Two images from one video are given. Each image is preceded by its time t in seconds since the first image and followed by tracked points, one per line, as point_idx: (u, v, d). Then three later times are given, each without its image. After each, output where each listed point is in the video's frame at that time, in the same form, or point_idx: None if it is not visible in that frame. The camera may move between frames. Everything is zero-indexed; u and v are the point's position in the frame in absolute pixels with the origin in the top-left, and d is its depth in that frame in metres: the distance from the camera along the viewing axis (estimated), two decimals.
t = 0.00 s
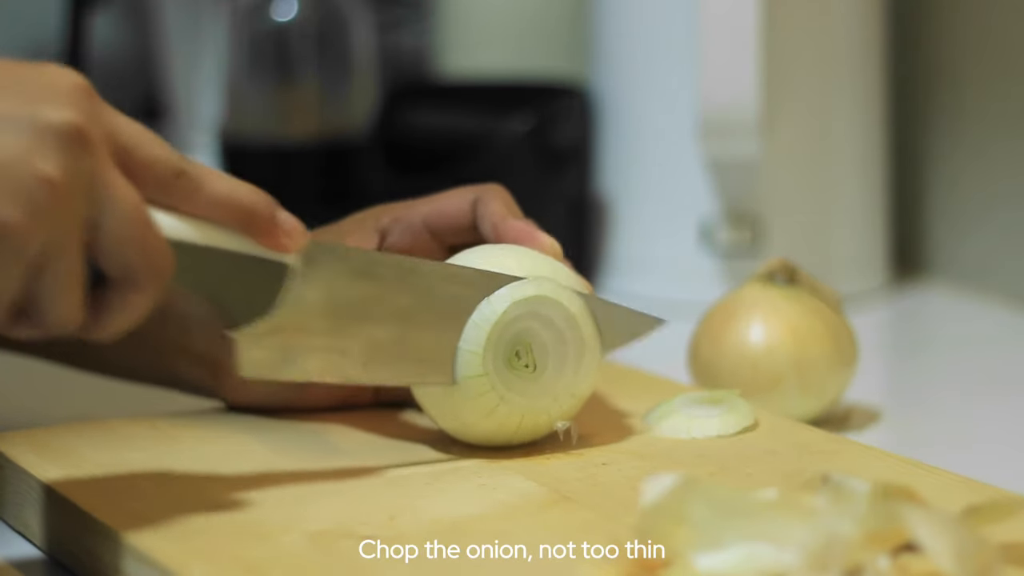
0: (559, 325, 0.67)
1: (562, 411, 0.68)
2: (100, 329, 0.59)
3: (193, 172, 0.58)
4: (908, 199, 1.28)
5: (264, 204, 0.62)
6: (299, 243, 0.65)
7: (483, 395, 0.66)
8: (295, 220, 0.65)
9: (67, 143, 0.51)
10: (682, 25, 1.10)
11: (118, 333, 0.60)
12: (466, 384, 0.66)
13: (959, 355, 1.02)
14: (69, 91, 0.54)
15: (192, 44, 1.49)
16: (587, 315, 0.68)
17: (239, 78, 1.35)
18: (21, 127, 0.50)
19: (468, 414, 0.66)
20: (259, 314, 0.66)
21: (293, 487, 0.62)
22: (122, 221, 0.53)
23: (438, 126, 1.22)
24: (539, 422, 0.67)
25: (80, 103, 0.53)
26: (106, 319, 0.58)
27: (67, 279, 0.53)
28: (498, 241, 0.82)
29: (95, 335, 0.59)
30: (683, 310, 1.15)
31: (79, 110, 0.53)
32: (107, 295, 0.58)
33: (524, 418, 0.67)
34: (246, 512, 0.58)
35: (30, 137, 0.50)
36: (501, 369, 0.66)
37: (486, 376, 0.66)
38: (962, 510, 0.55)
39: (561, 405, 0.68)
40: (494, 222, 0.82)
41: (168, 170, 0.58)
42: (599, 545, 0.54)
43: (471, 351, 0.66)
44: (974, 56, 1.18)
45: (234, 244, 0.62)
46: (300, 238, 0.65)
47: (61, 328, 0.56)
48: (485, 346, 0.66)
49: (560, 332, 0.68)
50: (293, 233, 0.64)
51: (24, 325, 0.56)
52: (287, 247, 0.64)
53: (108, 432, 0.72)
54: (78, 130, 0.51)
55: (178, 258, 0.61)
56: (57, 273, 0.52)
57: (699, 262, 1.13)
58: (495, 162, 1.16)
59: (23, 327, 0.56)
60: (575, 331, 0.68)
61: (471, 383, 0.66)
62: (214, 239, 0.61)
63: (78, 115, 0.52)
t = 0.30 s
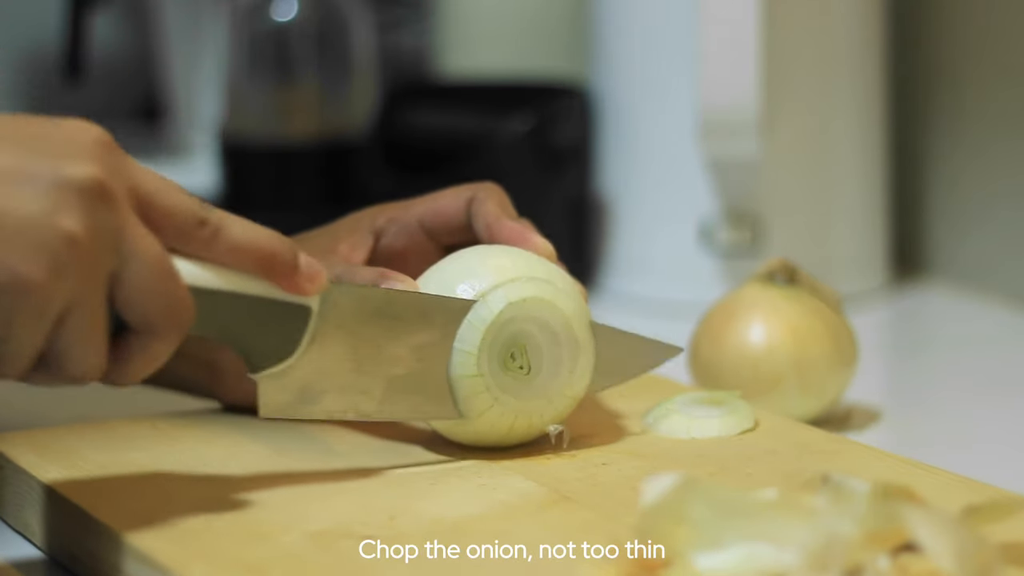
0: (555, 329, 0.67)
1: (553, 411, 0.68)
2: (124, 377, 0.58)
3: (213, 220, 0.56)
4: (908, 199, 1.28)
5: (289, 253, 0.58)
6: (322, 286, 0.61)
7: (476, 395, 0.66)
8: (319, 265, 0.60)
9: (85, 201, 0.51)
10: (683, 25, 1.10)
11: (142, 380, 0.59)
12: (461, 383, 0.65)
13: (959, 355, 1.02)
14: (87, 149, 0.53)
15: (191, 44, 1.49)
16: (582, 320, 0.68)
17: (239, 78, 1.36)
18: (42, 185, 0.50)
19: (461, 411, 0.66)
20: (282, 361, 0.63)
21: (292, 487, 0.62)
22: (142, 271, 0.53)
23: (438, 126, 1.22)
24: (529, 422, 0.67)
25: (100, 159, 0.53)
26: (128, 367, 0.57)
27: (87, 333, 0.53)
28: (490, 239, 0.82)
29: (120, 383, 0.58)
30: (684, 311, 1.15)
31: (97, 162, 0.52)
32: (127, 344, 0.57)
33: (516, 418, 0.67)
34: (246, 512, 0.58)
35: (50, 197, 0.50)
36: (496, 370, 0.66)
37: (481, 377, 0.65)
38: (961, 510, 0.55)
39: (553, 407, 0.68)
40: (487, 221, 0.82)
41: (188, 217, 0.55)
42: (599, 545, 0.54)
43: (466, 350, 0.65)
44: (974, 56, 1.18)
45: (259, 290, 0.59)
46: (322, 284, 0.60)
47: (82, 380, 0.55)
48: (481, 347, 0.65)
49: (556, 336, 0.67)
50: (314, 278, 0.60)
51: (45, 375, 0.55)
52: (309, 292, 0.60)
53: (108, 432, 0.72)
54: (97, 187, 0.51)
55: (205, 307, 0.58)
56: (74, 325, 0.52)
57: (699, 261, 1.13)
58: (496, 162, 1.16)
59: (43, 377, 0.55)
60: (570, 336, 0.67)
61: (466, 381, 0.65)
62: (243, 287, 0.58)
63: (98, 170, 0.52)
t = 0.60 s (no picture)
0: (582, 347, 0.67)
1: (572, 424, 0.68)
2: (121, 366, 0.55)
3: (231, 220, 0.54)
4: (908, 199, 1.28)
5: (301, 261, 0.57)
6: (330, 298, 0.60)
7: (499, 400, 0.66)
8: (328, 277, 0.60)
9: (115, 177, 0.48)
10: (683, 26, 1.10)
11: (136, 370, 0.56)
12: (487, 385, 0.65)
13: (960, 355, 1.02)
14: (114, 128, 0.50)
15: (191, 45, 1.50)
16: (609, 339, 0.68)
17: (239, 77, 1.36)
18: (71, 160, 0.47)
19: (479, 412, 0.66)
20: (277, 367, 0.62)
21: (292, 488, 0.62)
22: (162, 257, 0.51)
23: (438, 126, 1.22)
24: (546, 434, 0.67)
25: (130, 142, 0.50)
26: (133, 355, 0.55)
27: (98, 311, 0.50)
28: (486, 239, 0.82)
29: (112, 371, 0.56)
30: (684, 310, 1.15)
31: (128, 146, 0.50)
32: (132, 332, 0.54)
33: (534, 426, 0.67)
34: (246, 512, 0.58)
35: (79, 169, 0.47)
36: (520, 379, 0.66)
37: (504, 383, 0.65)
38: (961, 510, 0.55)
39: (571, 422, 0.68)
40: (481, 221, 0.82)
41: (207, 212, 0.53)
42: (599, 545, 0.54)
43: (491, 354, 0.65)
44: (974, 56, 1.18)
45: (264, 295, 0.58)
46: (330, 296, 0.60)
47: (80, 360, 0.52)
48: (507, 352, 0.65)
49: (583, 356, 0.67)
50: (323, 289, 0.59)
51: (47, 352, 0.52)
52: (317, 303, 0.60)
53: (107, 433, 0.72)
54: (128, 169, 0.49)
55: (208, 307, 0.57)
56: (90, 302, 0.49)
57: (699, 261, 1.13)
58: (495, 161, 1.16)
59: (46, 355, 0.52)
60: (597, 350, 0.68)
61: (492, 384, 0.65)
62: (248, 290, 0.57)
63: (125, 150, 0.49)
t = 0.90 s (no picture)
0: (573, 401, 0.65)
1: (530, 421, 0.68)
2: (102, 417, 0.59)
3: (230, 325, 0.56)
4: (908, 198, 1.28)
5: (292, 354, 0.59)
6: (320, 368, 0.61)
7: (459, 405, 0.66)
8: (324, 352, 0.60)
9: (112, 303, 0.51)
10: (682, 26, 1.10)
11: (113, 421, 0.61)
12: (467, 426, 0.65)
13: (960, 355, 1.02)
14: (106, 244, 0.50)
15: (191, 44, 1.49)
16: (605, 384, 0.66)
17: (239, 77, 1.37)
18: (70, 270, 0.50)
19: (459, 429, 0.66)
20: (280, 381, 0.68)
21: (293, 488, 0.62)
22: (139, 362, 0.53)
23: (438, 126, 1.22)
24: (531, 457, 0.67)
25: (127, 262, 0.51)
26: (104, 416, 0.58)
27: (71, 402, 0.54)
28: (491, 234, 0.83)
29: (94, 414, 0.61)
30: (684, 311, 1.16)
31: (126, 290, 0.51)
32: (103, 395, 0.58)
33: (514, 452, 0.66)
34: (247, 513, 0.59)
35: (81, 285, 0.50)
36: (499, 423, 0.65)
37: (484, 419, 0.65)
38: (962, 510, 0.55)
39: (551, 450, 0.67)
40: (488, 216, 0.83)
41: (215, 314, 0.55)
42: (600, 544, 0.54)
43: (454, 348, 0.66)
44: (974, 55, 1.18)
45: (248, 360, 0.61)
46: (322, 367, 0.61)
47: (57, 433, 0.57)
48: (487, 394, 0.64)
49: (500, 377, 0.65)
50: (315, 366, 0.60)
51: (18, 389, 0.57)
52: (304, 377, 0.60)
53: (107, 433, 0.72)
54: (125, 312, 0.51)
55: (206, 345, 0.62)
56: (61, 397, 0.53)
57: (699, 261, 1.13)
58: (494, 161, 1.16)
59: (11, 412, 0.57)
60: (585, 392, 0.66)
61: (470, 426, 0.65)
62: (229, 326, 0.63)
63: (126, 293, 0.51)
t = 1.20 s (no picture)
0: (522, 173, 0.63)
1: (537, 422, 0.68)
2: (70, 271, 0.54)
3: (154, 109, 0.52)
4: (908, 198, 1.28)
5: (229, 137, 0.53)
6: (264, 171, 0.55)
7: (474, 388, 0.66)
8: (260, 149, 0.55)
9: (19, 92, 0.47)
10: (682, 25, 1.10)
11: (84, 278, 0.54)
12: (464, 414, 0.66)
13: (960, 355, 1.02)
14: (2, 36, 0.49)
15: (190, 44, 1.45)
16: (551, 164, 0.63)
17: (239, 77, 1.34)
18: None
19: (423, 255, 0.62)
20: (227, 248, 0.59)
21: (293, 489, 0.62)
22: (83, 160, 0.49)
23: (439, 126, 1.22)
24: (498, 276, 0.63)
25: (36, 50, 0.49)
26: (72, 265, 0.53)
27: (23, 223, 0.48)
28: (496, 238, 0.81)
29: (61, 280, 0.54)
30: (684, 311, 1.15)
31: (29, 54, 0.49)
32: (66, 240, 0.53)
33: (483, 267, 0.63)
34: (246, 513, 0.58)
35: None
36: (463, 218, 0.62)
37: (448, 226, 0.61)
38: (961, 510, 0.55)
39: (518, 258, 0.64)
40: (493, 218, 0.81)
41: (129, 108, 0.51)
42: (600, 544, 0.54)
43: (467, 345, 0.66)
44: (974, 56, 1.18)
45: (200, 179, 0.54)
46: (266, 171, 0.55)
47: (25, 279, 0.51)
48: (448, 196, 0.61)
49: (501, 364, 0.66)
50: (255, 163, 0.54)
51: None
52: (250, 179, 0.55)
53: (108, 433, 0.72)
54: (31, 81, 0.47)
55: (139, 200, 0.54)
56: (13, 217, 0.48)
57: (699, 261, 1.13)
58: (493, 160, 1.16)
59: None
60: (539, 182, 0.63)
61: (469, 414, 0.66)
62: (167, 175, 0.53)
63: (36, 65, 0.48)
